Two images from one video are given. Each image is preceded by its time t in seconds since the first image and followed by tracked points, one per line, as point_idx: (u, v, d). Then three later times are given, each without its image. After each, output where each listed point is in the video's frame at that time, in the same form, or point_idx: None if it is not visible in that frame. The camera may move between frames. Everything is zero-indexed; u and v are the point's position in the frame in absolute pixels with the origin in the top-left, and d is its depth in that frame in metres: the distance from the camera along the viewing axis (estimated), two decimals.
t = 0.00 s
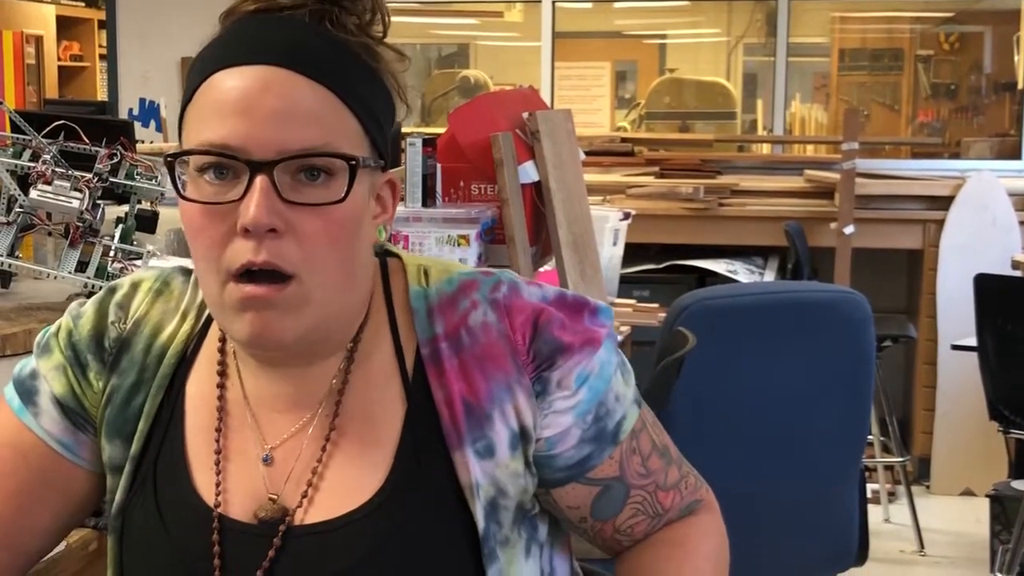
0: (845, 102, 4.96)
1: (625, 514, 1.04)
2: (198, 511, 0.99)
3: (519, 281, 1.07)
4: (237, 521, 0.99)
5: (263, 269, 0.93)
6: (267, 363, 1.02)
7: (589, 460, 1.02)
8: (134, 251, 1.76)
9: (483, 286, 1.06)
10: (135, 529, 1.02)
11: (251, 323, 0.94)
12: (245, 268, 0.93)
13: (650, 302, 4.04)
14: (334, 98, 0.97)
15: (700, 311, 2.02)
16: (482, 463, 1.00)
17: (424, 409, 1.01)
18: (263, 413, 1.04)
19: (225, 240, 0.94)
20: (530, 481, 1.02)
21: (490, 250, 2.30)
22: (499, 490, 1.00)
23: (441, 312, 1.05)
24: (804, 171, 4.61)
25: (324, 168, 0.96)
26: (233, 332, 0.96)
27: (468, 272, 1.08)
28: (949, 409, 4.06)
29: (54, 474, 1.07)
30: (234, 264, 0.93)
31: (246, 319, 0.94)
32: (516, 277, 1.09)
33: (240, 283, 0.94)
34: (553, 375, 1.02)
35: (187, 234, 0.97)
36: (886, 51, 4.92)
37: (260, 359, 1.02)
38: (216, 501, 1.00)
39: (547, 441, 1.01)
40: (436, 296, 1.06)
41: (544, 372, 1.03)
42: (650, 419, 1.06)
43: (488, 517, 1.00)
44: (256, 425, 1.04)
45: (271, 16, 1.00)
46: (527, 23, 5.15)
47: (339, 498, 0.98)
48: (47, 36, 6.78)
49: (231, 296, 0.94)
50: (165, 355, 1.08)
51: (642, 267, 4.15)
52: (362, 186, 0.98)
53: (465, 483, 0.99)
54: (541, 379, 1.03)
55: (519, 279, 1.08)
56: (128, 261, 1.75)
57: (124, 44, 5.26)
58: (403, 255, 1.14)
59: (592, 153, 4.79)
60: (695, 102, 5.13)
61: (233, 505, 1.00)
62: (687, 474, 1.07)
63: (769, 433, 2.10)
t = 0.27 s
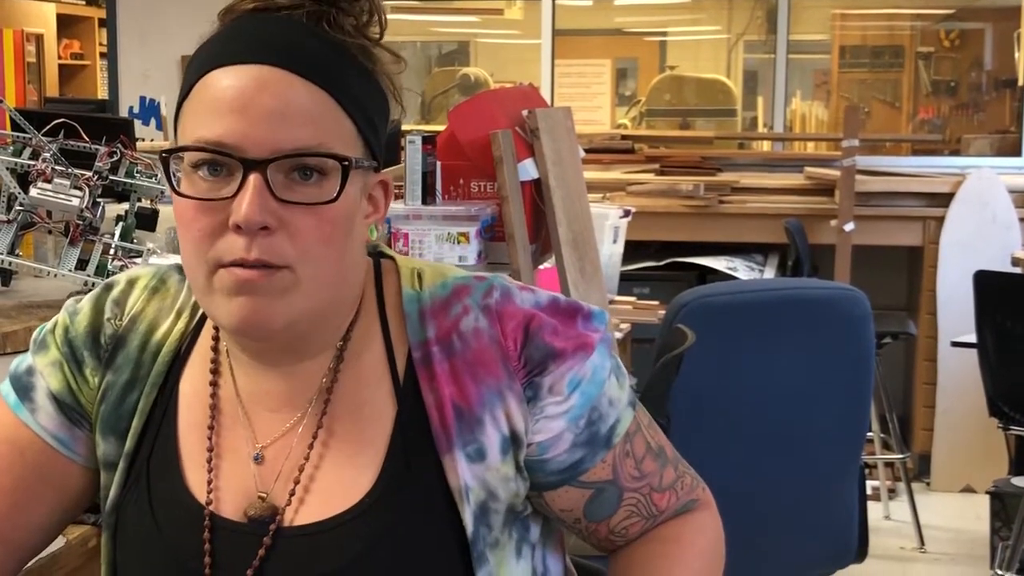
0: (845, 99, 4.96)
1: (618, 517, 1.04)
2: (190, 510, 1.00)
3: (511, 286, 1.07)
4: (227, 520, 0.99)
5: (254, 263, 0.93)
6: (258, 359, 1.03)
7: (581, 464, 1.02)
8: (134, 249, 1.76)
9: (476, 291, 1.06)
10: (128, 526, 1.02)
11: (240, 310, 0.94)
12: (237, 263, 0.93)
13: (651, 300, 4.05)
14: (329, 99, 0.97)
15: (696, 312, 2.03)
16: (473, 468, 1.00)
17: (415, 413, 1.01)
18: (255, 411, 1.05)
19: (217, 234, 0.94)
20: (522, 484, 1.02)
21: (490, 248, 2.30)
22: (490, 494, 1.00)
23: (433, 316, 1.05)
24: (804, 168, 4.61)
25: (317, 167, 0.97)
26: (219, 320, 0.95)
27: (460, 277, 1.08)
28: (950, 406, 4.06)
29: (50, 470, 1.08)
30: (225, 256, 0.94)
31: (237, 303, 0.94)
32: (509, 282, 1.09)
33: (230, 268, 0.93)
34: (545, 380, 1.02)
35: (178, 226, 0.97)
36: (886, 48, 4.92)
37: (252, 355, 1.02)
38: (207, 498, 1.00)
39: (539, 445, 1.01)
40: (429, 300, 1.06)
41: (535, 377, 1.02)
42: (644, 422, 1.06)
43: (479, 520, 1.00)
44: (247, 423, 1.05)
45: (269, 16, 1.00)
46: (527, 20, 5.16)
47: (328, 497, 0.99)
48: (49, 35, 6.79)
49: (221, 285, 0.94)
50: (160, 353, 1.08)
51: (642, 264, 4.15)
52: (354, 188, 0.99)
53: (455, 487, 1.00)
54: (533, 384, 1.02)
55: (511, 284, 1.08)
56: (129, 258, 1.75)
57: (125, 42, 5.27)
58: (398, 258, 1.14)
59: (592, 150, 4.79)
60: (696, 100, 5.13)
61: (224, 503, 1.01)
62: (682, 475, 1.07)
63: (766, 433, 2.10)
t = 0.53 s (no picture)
0: (846, 96, 4.96)
1: (622, 514, 1.05)
2: (198, 504, 1.00)
3: (519, 285, 1.08)
4: (235, 514, 1.00)
5: (272, 262, 0.94)
6: (268, 353, 1.04)
7: (586, 462, 1.03)
8: (135, 247, 1.77)
9: (485, 289, 1.07)
10: (135, 521, 1.02)
11: (255, 309, 0.95)
12: (255, 261, 0.94)
13: (652, 297, 4.05)
14: (355, 102, 0.98)
15: (702, 308, 2.03)
16: (480, 464, 1.00)
17: (423, 409, 1.02)
18: (263, 405, 1.05)
19: (236, 230, 0.95)
20: (528, 481, 1.03)
21: (492, 246, 2.31)
22: (497, 490, 1.01)
23: (442, 313, 1.05)
24: (806, 164, 4.62)
25: (340, 171, 0.97)
26: (235, 316, 0.96)
27: (469, 275, 1.08)
28: (951, 403, 4.06)
29: (56, 467, 1.08)
30: (245, 253, 0.94)
31: (253, 302, 0.95)
32: (516, 280, 1.10)
33: (248, 265, 0.94)
34: (552, 378, 1.03)
35: (197, 219, 0.98)
36: (887, 45, 4.93)
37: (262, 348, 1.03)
38: (215, 493, 1.01)
39: (546, 442, 1.02)
40: (438, 298, 1.07)
41: (543, 375, 1.03)
42: (650, 421, 1.07)
43: (485, 516, 1.00)
44: (256, 417, 1.05)
45: (298, 15, 1.00)
46: (528, 17, 5.15)
47: (337, 491, 0.99)
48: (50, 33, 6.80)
49: (238, 280, 0.95)
50: (167, 351, 1.08)
51: (644, 261, 4.15)
52: (374, 192, 0.99)
53: (462, 483, 1.00)
54: (541, 382, 1.03)
55: (519, 283, 1.08)
56: (130, 257, 1.76)
57: (126, 40, 5.27)
58: (406, 255, 1.15)
59: (593, 148, 4.79)
60: (697, 97, 5.13)
61: (232, 497, 1.01)
62: (687, 473, 1.08)
63: (770, 429, 2.10)
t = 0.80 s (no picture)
0: (848, 92, 4.97)
1: (629, 514, 1.06)
2: (204, 501, 1.00)
3: (527, 287, 1.08)
4: (240, 511, 1.00)
5: (283, 246, 0.93)
6: (276, 346, 1.04)
7: (593, 463, 1.03)
8: (137, 243, 1.75)
9: (493, 290, 1.07)
10: (140, 517, 1.02)
11: (265, 291, 0.94)
12: (265, 244, 0.93)
13: (654, 294, 4.04)
14: (370, 93, 0.98)
15: (707, 306, 2.02)
16: (487, 464, 1.00)
17: (430, 409, 1.02)
18: (269, 401, 1.05)
19: (248, 214, 0.94)
20: (534, 481, 1.03)
21: (493, 243, 2.30)
22: (503, 491, 1.01)
23: (449, 313, 1.05)
24: (807, 161, 4.62)
25: (353, 158, 0.98)
26: (242, 301, 0.95)
27: (477, 275, 1.08)
28: (953, 400, 4.06)
29: (61, 463, 1.08)
30: (255, 238, 0.94)
31: (259, 286, 0.94)
32: (524, 281, 1.10)
33: (258, 249, 0.93)
34: (560, 379, 1.03)
35: (209, 204, 0.97)
36: (889, 41, 4.93)
37: (269, 341, 1.03)
38: (221, 489, 1.01)
39: (552, 443, 1.02)
40: (445, 297, 1.07)
41: (550, 376, 1.03)
42: (656, 421, 1.07)
43: (490, 516, 1.00)
44: (263, 412, 1.05)
45: (319, 7, 1.01)
46: (529, 14, 5.15)
47: (343, 487, 0.99)
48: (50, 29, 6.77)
49: (247, 264, 0.94)
50: (172, 348, 1.08)
51: (645, 258, 4.15)
52: (385, 183, 1.00)
53: (467, 483, 1.00)
54: (548, 383, 1.03)
55: (527, 284, 1.08)
56: (132, 253, 1.74)
57: (126, 37, 5.26)
58: (414, 254, 1.15)
59: (594, 144, 4.79)
60: (699, 93, 5.12)
61: (238, 493, 1.01)
62: (694, 472, 1.08)
63: (773, 427, 2.10)
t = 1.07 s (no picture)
0: (848, 89, 4.96)
1: (626, 511, 1.06)
2: (203, 496, 1.00)
3: (526, 283, 1.08)
4: (238, 505, 1.00)
5: (284, 235, 0.93)
6: (276, 340, 1.04)
7: (591, 460, 1.03)
8: (137, 239, 1.74)
9: (492, 286, 1.06)
10: (139, 512, 1.02)
11: (266, 279, 0.93)
12: (266, 234, 0.93)
13: (654, 290, 4.05)
14: (374, 85, 0.99)
15: (705, 302, 2.03)
16: (483, 462, 1.00)
17: (427, 406, 1.02)
18: (269, 395, 1.05)
19: (250, 203, 0.94)
20: (531, 479, 1.03)
21: (493, 239, 2.30)
22: (499, 488, 1.01)
23: (448, 310, 1.05)
24: (807, 158, 4.62)
25: (355, 150, 0.98)
26: (241, 291, 0.95)
27: (476, 271, 1.08)
28: (953, 396, 4.06)
29: (61, 458, 1.08)
30: (256, 227, 0.94)
31: (260, 274, 0.93)
32: (524, 278, 1.10)
33: (258, 237, 0.93)
34: (558, 377, 1.03)
35: (211, 195, 0.97)
36: (889, 38, 4.92)
37: (268, 334, 1.03)
38: (219, 483, 1.01)
39: (549, 441, 1.02)
40: (444, 294, 1.07)
41: (548, 374, 1.03)
42: (655, 419, 1.07)
43: (486, 513, 1.00)
44: (261, 407, 1.05)
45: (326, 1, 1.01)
46: (529, 11, 5.14)
47: (341, 482, 0.99)
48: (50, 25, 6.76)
49: (247, 252, 0.94)
50: (172, 343, 1.08)
51: (645, 255, 4.15)
52: (386, 176, 1.00)
53: (464, 481, 1.00)
54: (546, 381, 1.03)
55: (526, 281, 1.08)
56: (132, 249, 1.74)
57: (127, 33, 5.26)
58: (414, 250, 1.15)
59: (595, 141, 4.79)
60: (699, 90, 5.13)
61: (237, 488, 1.01)
62: (692, 468, 1.08)
63: (771, 424, 2.11)
